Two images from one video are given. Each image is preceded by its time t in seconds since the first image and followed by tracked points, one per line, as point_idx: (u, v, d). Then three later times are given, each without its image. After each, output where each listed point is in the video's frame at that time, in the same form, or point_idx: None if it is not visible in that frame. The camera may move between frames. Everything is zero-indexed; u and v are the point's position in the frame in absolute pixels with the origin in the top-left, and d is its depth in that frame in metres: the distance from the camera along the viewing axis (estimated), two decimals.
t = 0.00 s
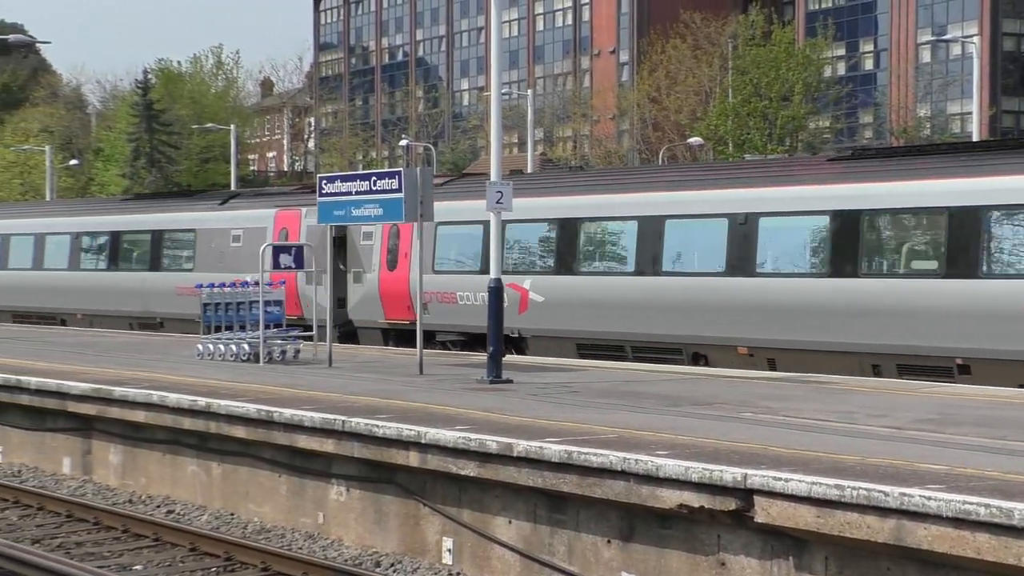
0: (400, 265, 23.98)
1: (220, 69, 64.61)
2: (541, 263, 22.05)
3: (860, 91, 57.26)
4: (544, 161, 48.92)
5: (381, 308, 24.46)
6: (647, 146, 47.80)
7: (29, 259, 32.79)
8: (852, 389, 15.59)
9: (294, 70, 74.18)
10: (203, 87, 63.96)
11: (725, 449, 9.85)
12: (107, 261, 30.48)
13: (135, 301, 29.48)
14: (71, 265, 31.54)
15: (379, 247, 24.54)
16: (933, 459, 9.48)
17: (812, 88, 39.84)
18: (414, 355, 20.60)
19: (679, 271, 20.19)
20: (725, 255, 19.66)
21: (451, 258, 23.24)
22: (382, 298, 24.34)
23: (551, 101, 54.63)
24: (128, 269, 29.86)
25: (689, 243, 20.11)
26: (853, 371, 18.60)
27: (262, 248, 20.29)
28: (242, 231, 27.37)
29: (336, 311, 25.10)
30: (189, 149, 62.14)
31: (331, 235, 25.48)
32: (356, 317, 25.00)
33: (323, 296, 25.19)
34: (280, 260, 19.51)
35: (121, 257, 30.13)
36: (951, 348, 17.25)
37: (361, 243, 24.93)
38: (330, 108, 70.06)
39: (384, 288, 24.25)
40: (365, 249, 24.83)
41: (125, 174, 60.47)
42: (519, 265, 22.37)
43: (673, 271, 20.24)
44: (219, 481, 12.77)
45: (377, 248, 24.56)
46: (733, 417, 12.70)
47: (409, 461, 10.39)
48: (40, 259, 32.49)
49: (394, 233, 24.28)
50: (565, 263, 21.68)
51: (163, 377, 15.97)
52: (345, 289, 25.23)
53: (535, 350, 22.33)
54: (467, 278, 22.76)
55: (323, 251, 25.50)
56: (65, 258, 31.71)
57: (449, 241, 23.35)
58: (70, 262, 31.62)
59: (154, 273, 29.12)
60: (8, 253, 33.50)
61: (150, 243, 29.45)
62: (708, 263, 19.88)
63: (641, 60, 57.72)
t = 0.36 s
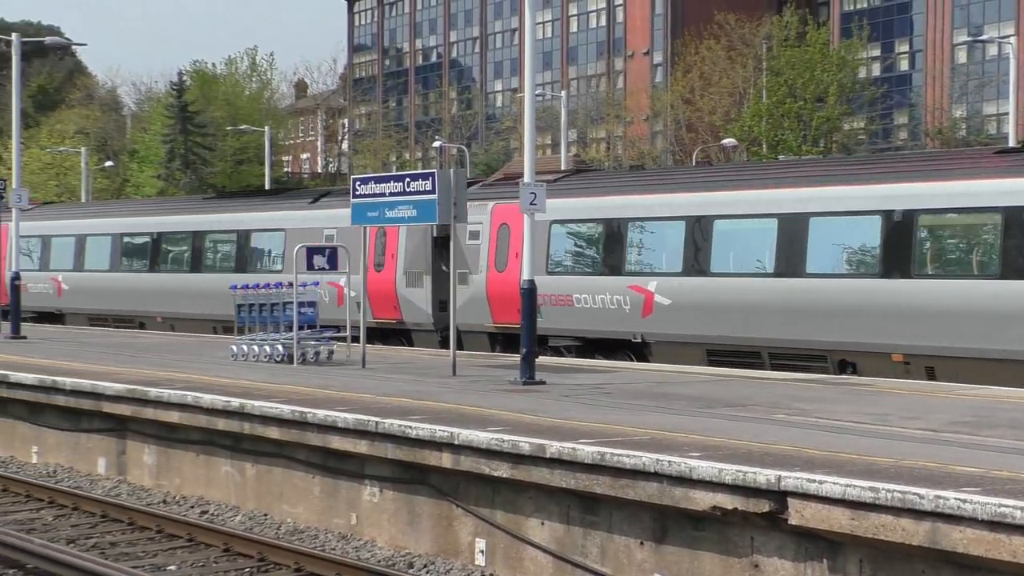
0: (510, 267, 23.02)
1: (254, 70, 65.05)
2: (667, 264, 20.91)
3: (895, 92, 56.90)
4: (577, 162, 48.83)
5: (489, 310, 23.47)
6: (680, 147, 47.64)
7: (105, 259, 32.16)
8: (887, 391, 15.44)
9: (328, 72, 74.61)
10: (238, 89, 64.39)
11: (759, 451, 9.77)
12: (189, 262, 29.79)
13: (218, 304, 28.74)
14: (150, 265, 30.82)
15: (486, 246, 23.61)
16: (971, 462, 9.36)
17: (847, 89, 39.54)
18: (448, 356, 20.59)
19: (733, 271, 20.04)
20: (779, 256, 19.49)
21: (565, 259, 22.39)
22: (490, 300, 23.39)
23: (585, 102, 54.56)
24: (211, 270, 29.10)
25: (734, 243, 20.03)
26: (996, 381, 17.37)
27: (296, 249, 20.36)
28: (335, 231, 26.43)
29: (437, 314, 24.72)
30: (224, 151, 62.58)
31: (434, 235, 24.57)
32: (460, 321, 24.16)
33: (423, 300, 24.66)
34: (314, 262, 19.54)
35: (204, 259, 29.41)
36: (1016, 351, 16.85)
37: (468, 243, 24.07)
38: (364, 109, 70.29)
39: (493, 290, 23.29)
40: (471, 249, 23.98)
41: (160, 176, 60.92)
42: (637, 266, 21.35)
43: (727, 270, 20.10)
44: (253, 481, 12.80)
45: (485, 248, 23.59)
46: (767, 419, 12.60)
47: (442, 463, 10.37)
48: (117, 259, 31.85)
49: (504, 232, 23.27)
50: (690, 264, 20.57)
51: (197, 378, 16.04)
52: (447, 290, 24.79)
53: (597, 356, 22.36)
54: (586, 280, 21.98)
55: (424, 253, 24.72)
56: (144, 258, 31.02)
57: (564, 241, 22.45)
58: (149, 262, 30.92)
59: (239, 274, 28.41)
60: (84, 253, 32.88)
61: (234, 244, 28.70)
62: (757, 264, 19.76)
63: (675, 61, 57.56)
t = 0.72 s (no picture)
0: (603, 266, 21.50)
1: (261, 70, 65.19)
2: (779, 263, 19.41)
3: (903, 92, 56.84)
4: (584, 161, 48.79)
5: (576, 312, 21.84)
6: (688, 147, 47.55)
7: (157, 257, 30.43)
8: (893, 391, 15.40)
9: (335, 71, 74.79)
10: (245, 88, 64.53)
11: (766, 450, 9.75)
12: (247, 262, 28.13)
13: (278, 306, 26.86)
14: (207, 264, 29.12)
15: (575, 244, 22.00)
16: (978, 462, 9.33)
17: (855, 89, 39.51)
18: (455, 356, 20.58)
19: (813, 270, 19.05)
20: (816, 256, 19.00)
21: (665, 257, 20.76)
22: (580, 301, 21.77)
23: (592, 102, 54.55)
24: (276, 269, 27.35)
25: (808, 240, 19.06)
26: None
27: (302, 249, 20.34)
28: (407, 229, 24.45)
29: (519, 317, 22.80)
30: (231, 151, 62.70)
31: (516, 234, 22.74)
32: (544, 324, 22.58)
33: (506, 302, 22.75)
34: (321, 261, 19.55)
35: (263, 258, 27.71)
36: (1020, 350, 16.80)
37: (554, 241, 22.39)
38: (371, 109, 70.37)
39: (582, 291, 21.76)
40: (559, 248, 22.26)
41: (167, 175, 61.00)
42: (749, 264, 19.73)
43: (806, 269, 19.10)
44: (260, 480, 12.81)
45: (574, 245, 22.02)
46: (773, 418, 12.58)
47: (449, 462, 10.36)
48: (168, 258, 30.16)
49: (594, 229, 21.79)
50: (812, 264, 19.04)
51: (203, 377, 16.06)
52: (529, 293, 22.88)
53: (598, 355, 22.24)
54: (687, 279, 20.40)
55: (506, 252, 22.74)
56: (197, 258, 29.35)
57: (662, 238, 20.85)
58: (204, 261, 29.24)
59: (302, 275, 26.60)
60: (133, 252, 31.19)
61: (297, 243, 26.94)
62: (835, 262, 18.84)
63: (682, 61, 57.54)
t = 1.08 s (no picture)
0: (697, 266, 20.29)
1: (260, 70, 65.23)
2: (900, 262, 18.05)
3: (901, 92, 56.94)
4: (583, 162, 48.84)
5: (670, 316, 20.69)
6: (687, 148, 47.54)
7: (206, 256, 28.99)
8: (892, 391, 15.39)
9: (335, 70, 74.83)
10: (244, 88, 64.55)
11: (764, 450, 9.75)
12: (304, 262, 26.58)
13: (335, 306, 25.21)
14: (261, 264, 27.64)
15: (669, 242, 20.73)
16: (977, 462, 9.33)
17: (853, 89, 39.52)
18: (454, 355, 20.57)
19: (938, 269, 17.64)
20: (939, 255, 17.62)
21: (768, 256, 19.46)
22: (673, 305, 20.59)
23: (591, 102, 54.54)
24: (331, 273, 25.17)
25: (932, 238, 17.67)
26: None
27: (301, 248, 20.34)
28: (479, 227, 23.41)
29: (601, 320, 21.61)
30: (230, 150, 62.69)
31: (600, 232, 21.49)
32: (630, 327, 21.40)
33: (589, 305, 21.56)
34: (320, 261, 19.56)
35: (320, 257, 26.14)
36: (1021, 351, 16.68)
37: (643, 240, 21.16)
38: (370, 109, 70.36)
39: (674, 294, 20.55)
40: (648, 248, 21.05)
41: (166, 175, 60.96)
42: (862, 263, 18.45)
43: (930, 269, 17.71)
44: (258, 480, 12.81)
45: (667, 244, 20.77)
46: (772, 419, 12.58)
47: (448, 462, 10.36)
48: (218, 258, 28.74)
49: (687, 227, 20.54)
50: (937, 263, 17.66)
51: (202, 377, 16.04)
52: (614, 293, 21.71)
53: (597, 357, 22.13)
54: (795, 281, 19.09)
55: (590, 251, 21.53)
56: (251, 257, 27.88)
57: (765, 235, 19.55)
58: (258, 261, 27.76)
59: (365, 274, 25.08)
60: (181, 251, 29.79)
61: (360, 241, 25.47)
62: (964, 262, 17.39)
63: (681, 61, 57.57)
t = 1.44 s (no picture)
0: (811, 267, 19.04)
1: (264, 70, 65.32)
2: None
3: (905, 92, 56.93)
4: (587, 162, 48.87)
5: (777, 320, 19.52)
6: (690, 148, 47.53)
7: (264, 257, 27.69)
8: (896, 391, 15.37)
9: (339, 70, 74.89)
10: (248, 88, 64.62)
11: (768, 450, 9.75)
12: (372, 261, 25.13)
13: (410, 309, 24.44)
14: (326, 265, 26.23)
15: (779, 242, 19.47)
16: (979, 462, 9.32)
17: (858, 90, 39.50)
18: (458, 355, 20.57)
19: None
20: None
21: (892, 255, 18.21)
22: (781, 308, 19.42)
23: (595, 103, 54.54)
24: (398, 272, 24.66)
25: None
26: None
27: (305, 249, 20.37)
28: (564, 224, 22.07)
29: (702, 324, 20.44)
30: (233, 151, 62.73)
31: (700, 230, 20.25)
32: (734, 332, 20.29)
33: (687, 307, 20.32)
34: (323, 261, 19.55)
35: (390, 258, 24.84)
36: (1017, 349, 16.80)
37: (750, 240, 19.91)
38: (374, 109, 70.40)
39: (784, 296, 19.34)
40: (756, 247, 19.83)
41: (170, 175, 60.99)
42: (1000, 262, 17.11)
43: None
44: (262, 480, 12.82)
45: (776, 242, 19.50)
46: (776, 419, 12.57)
47: (452, 463, 10.36)
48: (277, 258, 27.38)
49: (799, 225, 19.25)
50: None
51: (207, 378, 16.04)
52: (715, 294, 20.50)
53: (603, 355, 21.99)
54: (922, 283, 17.82)
55: (690, 250, 20.25)
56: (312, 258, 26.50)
57: (887, 234, 18.29)
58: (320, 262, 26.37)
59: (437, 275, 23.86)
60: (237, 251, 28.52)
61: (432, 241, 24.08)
62: None
63: (685, 62, 57.61)
